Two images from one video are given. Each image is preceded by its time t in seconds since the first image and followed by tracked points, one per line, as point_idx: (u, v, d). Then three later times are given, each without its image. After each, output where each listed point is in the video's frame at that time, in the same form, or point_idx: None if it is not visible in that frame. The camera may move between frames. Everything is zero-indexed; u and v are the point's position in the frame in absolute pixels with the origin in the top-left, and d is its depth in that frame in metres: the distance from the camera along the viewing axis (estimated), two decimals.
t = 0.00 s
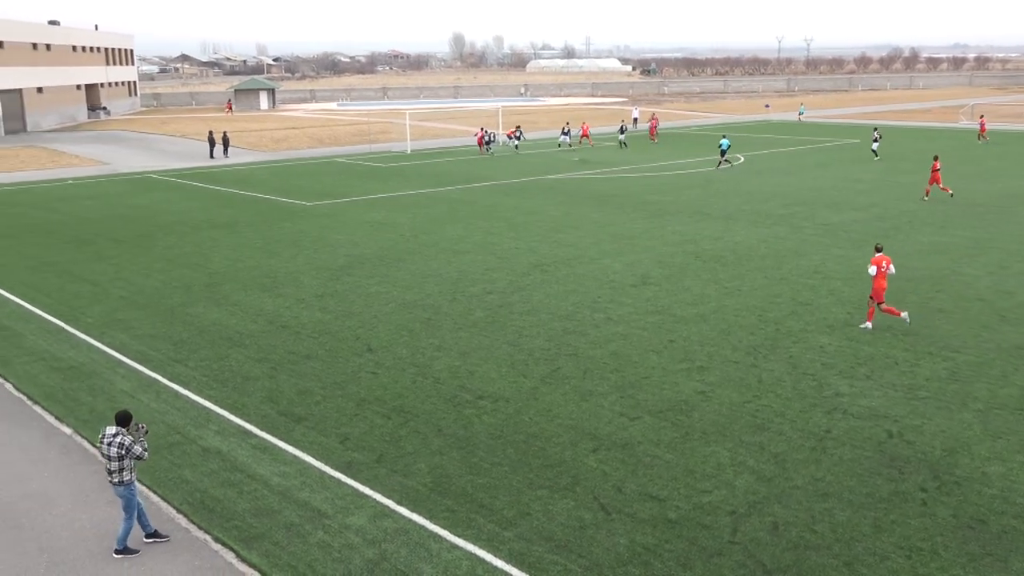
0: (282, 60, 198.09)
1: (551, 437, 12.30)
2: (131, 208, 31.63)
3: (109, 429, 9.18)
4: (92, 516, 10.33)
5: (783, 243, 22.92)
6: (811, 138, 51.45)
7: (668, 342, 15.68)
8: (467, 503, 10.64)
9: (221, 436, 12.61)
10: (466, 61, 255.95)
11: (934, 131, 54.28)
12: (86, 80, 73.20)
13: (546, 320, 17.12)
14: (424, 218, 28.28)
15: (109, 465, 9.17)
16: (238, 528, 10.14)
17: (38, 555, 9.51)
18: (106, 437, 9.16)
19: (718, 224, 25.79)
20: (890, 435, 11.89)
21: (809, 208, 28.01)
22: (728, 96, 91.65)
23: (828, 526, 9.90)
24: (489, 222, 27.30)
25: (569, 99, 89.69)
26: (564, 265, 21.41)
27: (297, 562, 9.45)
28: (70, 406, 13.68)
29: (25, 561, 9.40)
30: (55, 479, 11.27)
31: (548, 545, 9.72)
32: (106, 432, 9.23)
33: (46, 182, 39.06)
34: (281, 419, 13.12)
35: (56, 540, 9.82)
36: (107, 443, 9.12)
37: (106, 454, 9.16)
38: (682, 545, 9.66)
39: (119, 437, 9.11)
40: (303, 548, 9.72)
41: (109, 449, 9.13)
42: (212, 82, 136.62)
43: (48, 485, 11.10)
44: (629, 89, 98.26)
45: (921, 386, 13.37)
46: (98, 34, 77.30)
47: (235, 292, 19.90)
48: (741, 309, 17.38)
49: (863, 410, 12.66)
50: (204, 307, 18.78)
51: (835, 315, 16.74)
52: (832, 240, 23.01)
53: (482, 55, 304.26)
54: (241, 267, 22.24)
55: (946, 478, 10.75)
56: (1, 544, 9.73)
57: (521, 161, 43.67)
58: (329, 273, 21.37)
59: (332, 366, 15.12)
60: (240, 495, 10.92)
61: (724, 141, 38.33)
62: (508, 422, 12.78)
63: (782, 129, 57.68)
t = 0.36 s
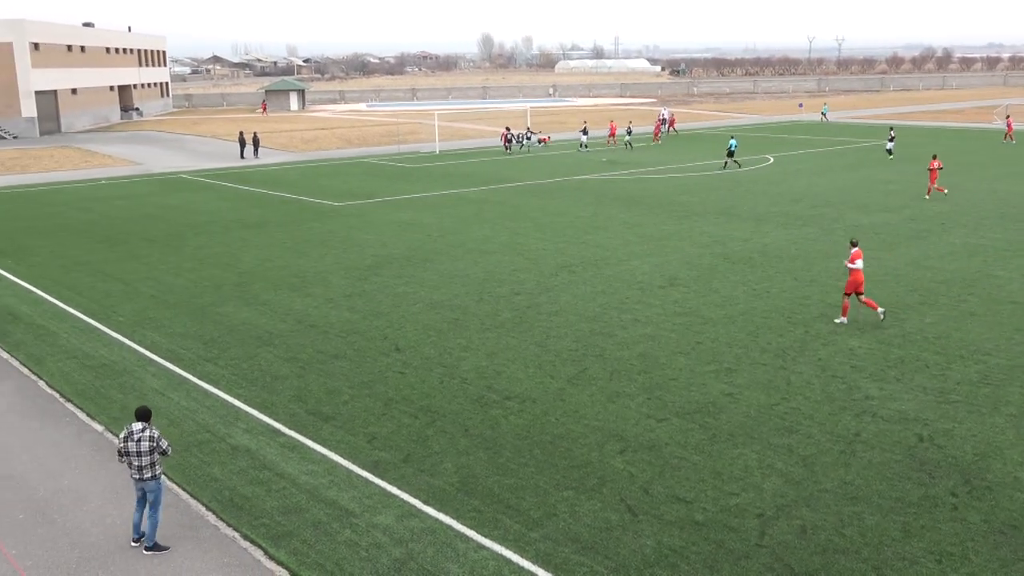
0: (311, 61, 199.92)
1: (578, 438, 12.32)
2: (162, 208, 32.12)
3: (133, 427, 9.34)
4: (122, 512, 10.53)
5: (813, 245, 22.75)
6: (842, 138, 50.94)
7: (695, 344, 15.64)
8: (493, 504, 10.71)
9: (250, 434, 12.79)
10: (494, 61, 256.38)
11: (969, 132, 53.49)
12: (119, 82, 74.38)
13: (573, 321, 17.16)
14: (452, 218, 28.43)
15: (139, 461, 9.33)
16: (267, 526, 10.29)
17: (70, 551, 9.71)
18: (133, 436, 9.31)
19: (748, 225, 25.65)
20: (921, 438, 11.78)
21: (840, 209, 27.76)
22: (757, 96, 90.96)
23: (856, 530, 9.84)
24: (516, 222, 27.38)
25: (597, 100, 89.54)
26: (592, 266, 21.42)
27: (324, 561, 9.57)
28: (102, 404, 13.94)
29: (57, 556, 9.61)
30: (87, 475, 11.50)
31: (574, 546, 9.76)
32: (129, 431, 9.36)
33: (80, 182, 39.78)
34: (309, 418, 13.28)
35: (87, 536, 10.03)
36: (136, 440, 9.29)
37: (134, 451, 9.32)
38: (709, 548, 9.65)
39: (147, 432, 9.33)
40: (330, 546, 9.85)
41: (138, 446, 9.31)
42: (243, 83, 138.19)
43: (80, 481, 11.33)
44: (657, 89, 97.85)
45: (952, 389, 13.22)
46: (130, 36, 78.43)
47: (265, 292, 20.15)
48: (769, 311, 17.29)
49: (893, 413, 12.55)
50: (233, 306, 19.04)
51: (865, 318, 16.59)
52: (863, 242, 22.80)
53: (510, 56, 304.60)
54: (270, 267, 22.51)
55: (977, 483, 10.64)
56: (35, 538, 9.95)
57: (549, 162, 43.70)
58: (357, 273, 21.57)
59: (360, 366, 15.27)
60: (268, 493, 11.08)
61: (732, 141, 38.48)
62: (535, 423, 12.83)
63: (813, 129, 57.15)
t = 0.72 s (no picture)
0: (326, 62, 201.16)
1: (592, 439, 12.35)
2: (178, 208, 32.35)
3: (137, 424, 9.42)
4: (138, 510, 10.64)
5: (829, 245, 22.67)
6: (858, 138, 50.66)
7: (710, 345, 15.62)
8: (507, 504, 10.76)
9: (265, 434, 12.89)
10: (508, 62, 256.86)
11: (987, 133, 53.09)
12: (136, 82, 75.00)
13: (587, 322, 17.17)
14: (466, 219, 28.52)
15: (146, 457, 9.43)
16: (281, 525, 10.37)
17: (86, 549, 9.83)
18: (139, 433, 9.39)
19: (762, 226, 25.58)
20: (937, 440, 11.73)
21: (856, 210, 27.62)
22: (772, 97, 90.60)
23: (872, 532, 9.81)
24: (530, 222, 27.42)
25: (612, 100, 89.36)
26: (606, 266, 21.42)
27: (338, 560, 9.63)
28: (119, 404, 14.08)
29: (74, 554, 9.73)
30: (104, 474, 11.63)
31: (588, 546, 9.78)
32: (133, 429, 9.41)
33: (97, 182, 40.12)
34: (324, 417, 13.37)
35: (103, 534, 10.14)
36: (144, 437, 9.39)
37: (141, 448, 9.40)
38: (723, 549, 9.65)
39: (153, 428, 9.48)
40: (344, 545, 9.92)
41: (145, 442, 9.42)
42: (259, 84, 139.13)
43: (97, 480, 11.46)
44: (672, 90, 97.64)
45: (969, 391, 13.14)
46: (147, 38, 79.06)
47: (281, 292, 20.27)
48: (784, 312, 17.24)
49: (909, 415, 12.49)
50: (248, 306, 19.17)
51: (881, 319, 16.51)
52: (880, 243, 22.69)
53: (525, 57, 305.06)
54: (285, 267, 22.66)
55: (994, 486, 10.58)
56: (52, 536, 10.08)
57: (563, 162, 43.70)
58: (372, 273, 21.66)
59: (374, 366, 15.35)
60: (283, 493, 11.16)
61: (730, 141, 38.52)
62: (548, 423, 12.86)
63: (829, 129, 56.87)
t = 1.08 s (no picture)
0: (331, 62, 201.52)
1: (597, 439, 12.37)
2: (184, 208, 32.45)
3: (129, 420, 9.57)
4: (142, 509, 10.70)
5: (835, 246, 22.64)
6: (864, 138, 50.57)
7: (715, 345, 15.62)
8: (512, 504, 10.78)
9: (270, 434, 12.93)
10: (513, 62, 257.07)
11: (993, 133, 52.97)
12: (143, 83, 75.30)
13: (592, 322, 17.18)
14: (471, 219, 28.56)
15: (139, 451, 9.60)
16: (286, 525, 10.41)
17: (92, 549, 9.88)
18: (131, 428, 9.55)
19: (767, 226, 25.58)
20: (942, 441, 11.72)
21: (862, 210, 27.59)
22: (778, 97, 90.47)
23: (877, 533, 9.80)
24: (535, 222, 27.44)
25: (617, 100, 89.42)
26: (611, 267, 21.44)
27: (343, 560, 9.67)
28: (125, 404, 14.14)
29: (80, 553, 9.77)
30: (109, 474, 11.68)
31: (593, 547, 9.80)
32: (124, 424, 9.55)
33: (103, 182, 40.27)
34: (330, 417, 13.40)
35: (109, 534, 10.19)
36: (136, 431, 9.56)
37: (135, 443, 9.56)
38: (728, 550, 9.66)
39: (144, 422, 9.66)
40: (349, 544, 9.94)
41: (138, 436, 9.58)
42: (264, 84, 139.33)
43: (102, 480, 11.51)
44: (677, 90, 97.57)
45: (975, 392, 13.12)
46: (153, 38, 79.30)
47: (286, 292, 20.33)
48: (789, 313, 17.23)
49: (914, 416, 12.48)
50: (254, 306, 19.23)
51: (886, 320, 16.49)
52: (885, 243, 22.67)
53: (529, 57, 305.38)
54: (291, 267, 22.73)
55: (999, 487, 10.58)
56: (57, 535, 10.13)
57: (568, 162, 43.71)
58: (377, 274, 21.71)
59: (379, 366, 15.38)
60: (288, 493, 11.20)
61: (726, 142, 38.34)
62: (553, 424, 12.87)
63: (835, 130, 56.77)
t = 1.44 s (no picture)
0: (332, 62, 201.74)
1: (597, 439, 12.36)
2: (185, 208, 32.45)
3: (127, 416, 9.63)
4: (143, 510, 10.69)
5: (836, 246, 22.64)
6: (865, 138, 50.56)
7: (715, 346, 15.61)
8: (512, 504, 10.77)
9: (271, 434, 12.92)
10: (514, 62, 257.24)
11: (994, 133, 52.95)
12: (144, 82, 75.35)
13: (592, 322, 17.17)
14: (472, 219, 28.58)
15: (137, 446, 9.65)
16: (287, 526, 10.40)
17: (92, 549, 9.88)
18: (130, 424, 9.61)
19: (768, 227, 25.59)
20: (943, 441, 11.70)
21: (863, 210, 27.58)
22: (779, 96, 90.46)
23: (878, 533, 9.79)
24: (536, 222, 27.43)
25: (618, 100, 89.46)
26: (611, 267, 21.44)
27: (344, 560, 9.66)
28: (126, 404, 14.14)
29: (80, 554, 9.77)
30: (109, 474, 11.67)
31: (593, 547, 9.79)
32: (123, 421, 9.60)
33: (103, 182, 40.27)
34: (330, 418, 13.39)
35: (109, 534, 10.18)
36: (135, 426, 9.63)
37: (133, 439, 9.60)
38: (729, 550, 9.65)
39: (142, 419, 9.73)
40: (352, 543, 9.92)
41: (136, 433, 9.64)
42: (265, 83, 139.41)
43: (102, 480, 11.50)
44: (679, 90, 97.61)
45: (976, 392, 13.10)
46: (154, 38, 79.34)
47: (288, 292, 20.34)
48: (790, 313, 17.22)
49: (914, 416, 12.45)
50: (254, 306, 19.23)
51: (887, 320, 16.48)
52: (886, 244, 22.67)
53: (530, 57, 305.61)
54: (291, 267, 22.73)
55: (1000, 487, 10.56)
56: (58, 536, 10.13)
57: (569, 161, 43.69)
58: (378, 273, 21.71)
59: (380, 366, 15.37)
60: (289, 493, 11.19)
61: (724, 141, 38.11)
62: (554, 424, 12.86)
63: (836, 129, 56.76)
